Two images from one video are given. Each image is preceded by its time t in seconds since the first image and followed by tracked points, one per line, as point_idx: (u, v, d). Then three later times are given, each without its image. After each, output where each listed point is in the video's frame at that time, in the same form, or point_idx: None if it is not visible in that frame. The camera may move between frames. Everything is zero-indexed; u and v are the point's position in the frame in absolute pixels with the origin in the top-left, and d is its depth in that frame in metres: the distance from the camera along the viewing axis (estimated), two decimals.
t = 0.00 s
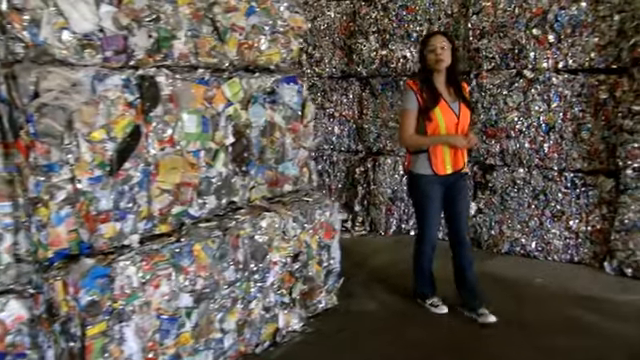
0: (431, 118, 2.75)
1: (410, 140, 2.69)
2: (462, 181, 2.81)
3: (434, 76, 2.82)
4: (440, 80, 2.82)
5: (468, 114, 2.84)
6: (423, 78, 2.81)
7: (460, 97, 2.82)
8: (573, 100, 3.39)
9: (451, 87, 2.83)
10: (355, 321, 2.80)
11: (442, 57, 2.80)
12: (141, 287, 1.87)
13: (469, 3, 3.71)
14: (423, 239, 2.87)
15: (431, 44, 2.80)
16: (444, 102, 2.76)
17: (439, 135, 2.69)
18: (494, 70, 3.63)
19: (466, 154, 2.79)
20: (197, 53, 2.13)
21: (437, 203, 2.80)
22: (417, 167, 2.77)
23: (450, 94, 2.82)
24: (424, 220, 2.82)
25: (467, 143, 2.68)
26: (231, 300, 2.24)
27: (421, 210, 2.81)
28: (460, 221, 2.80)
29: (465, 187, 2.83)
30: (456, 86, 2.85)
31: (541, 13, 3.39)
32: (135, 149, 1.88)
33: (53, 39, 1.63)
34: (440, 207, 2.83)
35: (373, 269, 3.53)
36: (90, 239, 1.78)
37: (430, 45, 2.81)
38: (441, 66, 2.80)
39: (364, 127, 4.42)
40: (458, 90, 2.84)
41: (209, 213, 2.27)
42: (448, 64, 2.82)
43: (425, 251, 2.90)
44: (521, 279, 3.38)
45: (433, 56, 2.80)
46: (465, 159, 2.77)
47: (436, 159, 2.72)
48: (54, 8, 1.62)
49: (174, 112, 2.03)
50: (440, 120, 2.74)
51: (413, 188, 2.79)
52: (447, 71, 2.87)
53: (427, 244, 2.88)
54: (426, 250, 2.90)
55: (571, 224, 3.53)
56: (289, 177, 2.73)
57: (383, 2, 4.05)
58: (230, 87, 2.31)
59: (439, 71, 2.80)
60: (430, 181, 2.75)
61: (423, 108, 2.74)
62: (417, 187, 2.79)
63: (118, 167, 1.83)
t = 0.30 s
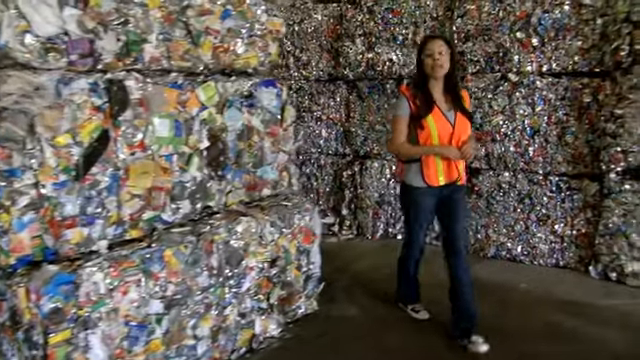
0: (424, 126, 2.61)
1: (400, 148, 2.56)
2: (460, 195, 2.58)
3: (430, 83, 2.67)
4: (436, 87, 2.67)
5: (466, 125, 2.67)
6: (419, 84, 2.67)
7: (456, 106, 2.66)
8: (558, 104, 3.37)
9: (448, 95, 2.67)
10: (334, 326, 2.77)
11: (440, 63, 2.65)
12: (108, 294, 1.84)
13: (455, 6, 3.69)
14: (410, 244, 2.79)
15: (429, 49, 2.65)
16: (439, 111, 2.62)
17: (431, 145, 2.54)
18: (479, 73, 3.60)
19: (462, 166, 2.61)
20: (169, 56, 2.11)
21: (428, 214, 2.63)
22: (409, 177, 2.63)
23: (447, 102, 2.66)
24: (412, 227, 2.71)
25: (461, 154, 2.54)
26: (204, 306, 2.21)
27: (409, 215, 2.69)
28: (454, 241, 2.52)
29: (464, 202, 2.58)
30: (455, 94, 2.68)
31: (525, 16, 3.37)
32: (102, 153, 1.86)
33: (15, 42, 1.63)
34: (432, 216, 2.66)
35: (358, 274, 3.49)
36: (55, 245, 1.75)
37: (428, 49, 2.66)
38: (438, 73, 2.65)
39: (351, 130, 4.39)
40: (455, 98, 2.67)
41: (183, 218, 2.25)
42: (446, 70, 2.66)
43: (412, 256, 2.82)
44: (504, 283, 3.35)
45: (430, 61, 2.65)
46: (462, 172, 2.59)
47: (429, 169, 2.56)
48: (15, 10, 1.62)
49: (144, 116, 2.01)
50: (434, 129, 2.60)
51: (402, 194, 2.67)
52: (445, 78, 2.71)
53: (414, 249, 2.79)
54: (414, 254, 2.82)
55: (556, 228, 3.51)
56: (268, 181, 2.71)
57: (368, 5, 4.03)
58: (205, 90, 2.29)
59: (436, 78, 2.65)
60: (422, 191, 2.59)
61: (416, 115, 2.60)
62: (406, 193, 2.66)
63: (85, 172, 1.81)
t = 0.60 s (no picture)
0: (422, 129, 2.49)
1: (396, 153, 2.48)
2: (464, 205, 2.45)
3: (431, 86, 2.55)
4: (437, 90, 2.54)
5: (469, 128, 2.52)
6: (418, 87, 2.57)
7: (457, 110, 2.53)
8: (542, 108, 3.36)
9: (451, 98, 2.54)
10: (314, 332, 2.75)
11: (443, 65, 2.52)
12: (75, 302, 1.81)
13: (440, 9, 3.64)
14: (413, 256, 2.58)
15: (429, 51, 2.54)
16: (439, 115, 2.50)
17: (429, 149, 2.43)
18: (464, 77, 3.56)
19: (465, 172, 2.47)
20: (141, 61, 2.10)
21: (430, 227, 2.50)
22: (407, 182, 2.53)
23: (448, 105, 2.53)
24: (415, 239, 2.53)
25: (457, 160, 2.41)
26: (178, 314, 2.18)
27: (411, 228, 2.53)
28: (455, 257, 2.44)
29: (468, 213, 2.45)
30: (457, 97, 2.54)
31: (509, 20, 3.35)
32: (70, 159, 1.84)
33: None
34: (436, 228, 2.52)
35: (342, 279, 3.48)
36: (20, 252, 1.73)
37: (429, 51, 2.54)
38: (439, 75, 2.53)
39: (338, 134, 4.37)
40: (458, 101, 2.54)
41: (157, 224, 2.22)
42: (447, 72, 2.53)
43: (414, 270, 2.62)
44: (488, 287, 3.34)
45: (430, 63, 2.54)
46: (464, 178, 2.45)
47: (426, 174, 2.45)
48: None
49: (115, 121, 1.99)
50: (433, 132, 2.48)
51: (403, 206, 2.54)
52: (448, 80, 2.58)
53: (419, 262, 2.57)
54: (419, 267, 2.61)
55: (541, 233, 3.49)
56: (248, 186, 2.69)
57: (354, 8, 4.02)
58: (180, 95, 2.27)
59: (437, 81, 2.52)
60: (423, 202, 2.47)
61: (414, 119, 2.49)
62: (407, 204, 2.53)
63: (51, 179, 1.79)
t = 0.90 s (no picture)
0: (408, 137, 2.38)
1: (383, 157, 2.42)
2: (455, 217, 2.37)
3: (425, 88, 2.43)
4: (430, 92, 2.42)
5: (461, 135, 2.36)
6: (411, 89, 2.44)
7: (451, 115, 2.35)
8: (527, 112, 3.34)
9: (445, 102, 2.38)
10: (294, 338, 2.72)
11: (437, 66, 2.38)
12: (41, 309, 1.80)
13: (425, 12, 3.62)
14: (414, 268, 2.34)
15: (425, 52, 2.40)
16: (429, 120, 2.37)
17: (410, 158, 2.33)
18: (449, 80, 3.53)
19: (454, 184, 2.33)
20: (112, 66, 2.08)
21: (423, 232, 2.36)
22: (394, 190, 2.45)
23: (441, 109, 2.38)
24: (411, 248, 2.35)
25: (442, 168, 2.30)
26: (151, 320, 2.16)
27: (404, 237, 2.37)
28: (444, 262, 2.39)
29: (460, 220, 2.37)
30: (451, 101, 2.37)
31: (493, 23, 3.34)
32: (37, 165, 1.82)
33: None
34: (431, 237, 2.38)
35: (324, 284, 3.44)
36: None
37: (424, 51, 2.40)
38: (433, 77, 2.38)
39: (325, 137, 4.34)
40: (450, 105, 2.37)
41: (132, 229, 2.19)
42: (441, 75, 2.38)
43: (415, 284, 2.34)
44: (472, 292, 3.32)
45: (424, 64, 2.40)
46: (454, 191, 2.33)
47: (410, 186, 2.37)
48: None
49: (85, 125, 1.97)
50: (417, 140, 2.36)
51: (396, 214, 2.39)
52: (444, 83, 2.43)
53: (422, 274, 2.33)
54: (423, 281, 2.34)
55: (527, 237, 3.46)
56: (227, 191, 2.66)
57: (340, 11, 3.99)
58: (155, 100, 2.25)
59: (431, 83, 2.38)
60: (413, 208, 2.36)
61: (400, 125, 2.39)
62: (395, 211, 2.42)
63: (16, 184, 1.78)
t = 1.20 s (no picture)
0: (394, 146, 2.34)
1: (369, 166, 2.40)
2: (440, 229, 2.35)
3: (412, 92, 2.40)
4: (418, 97, 2.38)
5: (449, 144, 2.33)
6: (398, 94, 2.40)
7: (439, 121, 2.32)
8: (511, 115, 3.32)
9: (434, 106, 2.36)
10: (275, 344, 2.69)
11: (425, 69, 2.35)
12: (6, 316, 1.77)
13: (410, 15, 3.61)
14: (403, 280, 2.30)
15: (412, 54, 2.36)
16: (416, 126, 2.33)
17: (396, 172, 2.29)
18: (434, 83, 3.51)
19: (438, 196, 2.31)
20: (84, 69, 2.07)
21: (409, 244, 2.32)
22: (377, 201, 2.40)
23: (429, 116, 2.35)
24: (399, 259, 2.31)
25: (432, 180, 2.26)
26: (123, 326, 2.13)
27: (389, 249, 2.33)
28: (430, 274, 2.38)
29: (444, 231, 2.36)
30: (440, 108, 2.34)
31: (477, 26, 3.32)
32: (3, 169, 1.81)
33: None
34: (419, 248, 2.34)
35: (306, 288, 3.41)
36: None
37: (411, 54, 2.36)
38: (421, 80, 2.35)
39: (313, 140, 4.29)
40: (438, 111, 2.34)
41: (105, 234, 2.16)
42: (429, 80, 2.35)
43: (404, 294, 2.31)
44: (456, 296, 3.30)
45: (412, 67, 2.36)
46: (438, 202, 2.31)
47: (394, 200, 2.32)
48: None
49: (55, 129, 1.95)
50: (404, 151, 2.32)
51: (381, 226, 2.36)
52: (431, 86, 2.41)
53: (412, 288, 2.29)
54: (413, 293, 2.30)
55: (512, 241, 3.44)
56: (206, 195, 2.62)
57: (326, 14, 3.96)
58: (129, 103, 2.24)
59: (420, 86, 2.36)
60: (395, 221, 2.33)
61: (386, 134, 2.34)
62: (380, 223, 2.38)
63: None
